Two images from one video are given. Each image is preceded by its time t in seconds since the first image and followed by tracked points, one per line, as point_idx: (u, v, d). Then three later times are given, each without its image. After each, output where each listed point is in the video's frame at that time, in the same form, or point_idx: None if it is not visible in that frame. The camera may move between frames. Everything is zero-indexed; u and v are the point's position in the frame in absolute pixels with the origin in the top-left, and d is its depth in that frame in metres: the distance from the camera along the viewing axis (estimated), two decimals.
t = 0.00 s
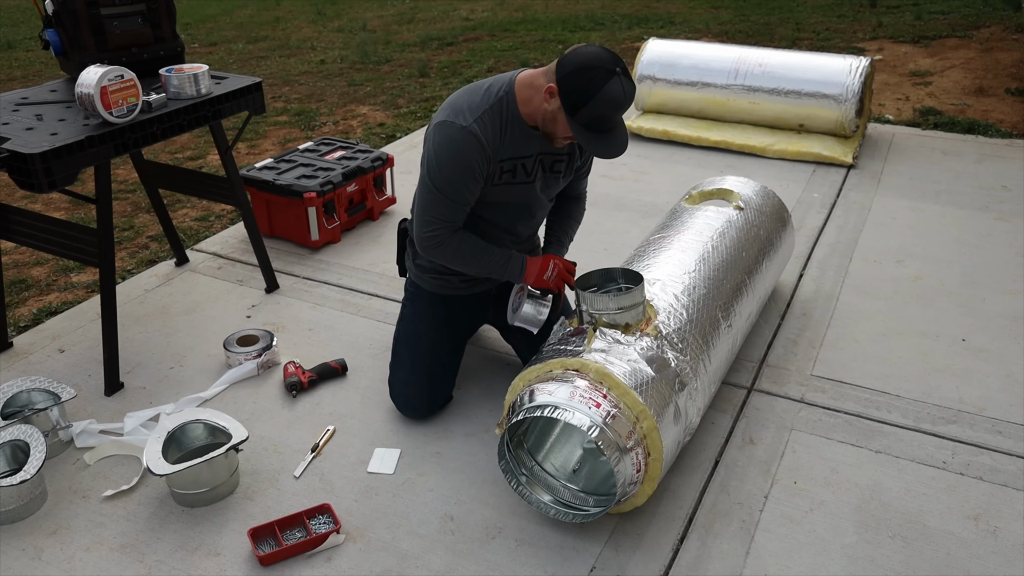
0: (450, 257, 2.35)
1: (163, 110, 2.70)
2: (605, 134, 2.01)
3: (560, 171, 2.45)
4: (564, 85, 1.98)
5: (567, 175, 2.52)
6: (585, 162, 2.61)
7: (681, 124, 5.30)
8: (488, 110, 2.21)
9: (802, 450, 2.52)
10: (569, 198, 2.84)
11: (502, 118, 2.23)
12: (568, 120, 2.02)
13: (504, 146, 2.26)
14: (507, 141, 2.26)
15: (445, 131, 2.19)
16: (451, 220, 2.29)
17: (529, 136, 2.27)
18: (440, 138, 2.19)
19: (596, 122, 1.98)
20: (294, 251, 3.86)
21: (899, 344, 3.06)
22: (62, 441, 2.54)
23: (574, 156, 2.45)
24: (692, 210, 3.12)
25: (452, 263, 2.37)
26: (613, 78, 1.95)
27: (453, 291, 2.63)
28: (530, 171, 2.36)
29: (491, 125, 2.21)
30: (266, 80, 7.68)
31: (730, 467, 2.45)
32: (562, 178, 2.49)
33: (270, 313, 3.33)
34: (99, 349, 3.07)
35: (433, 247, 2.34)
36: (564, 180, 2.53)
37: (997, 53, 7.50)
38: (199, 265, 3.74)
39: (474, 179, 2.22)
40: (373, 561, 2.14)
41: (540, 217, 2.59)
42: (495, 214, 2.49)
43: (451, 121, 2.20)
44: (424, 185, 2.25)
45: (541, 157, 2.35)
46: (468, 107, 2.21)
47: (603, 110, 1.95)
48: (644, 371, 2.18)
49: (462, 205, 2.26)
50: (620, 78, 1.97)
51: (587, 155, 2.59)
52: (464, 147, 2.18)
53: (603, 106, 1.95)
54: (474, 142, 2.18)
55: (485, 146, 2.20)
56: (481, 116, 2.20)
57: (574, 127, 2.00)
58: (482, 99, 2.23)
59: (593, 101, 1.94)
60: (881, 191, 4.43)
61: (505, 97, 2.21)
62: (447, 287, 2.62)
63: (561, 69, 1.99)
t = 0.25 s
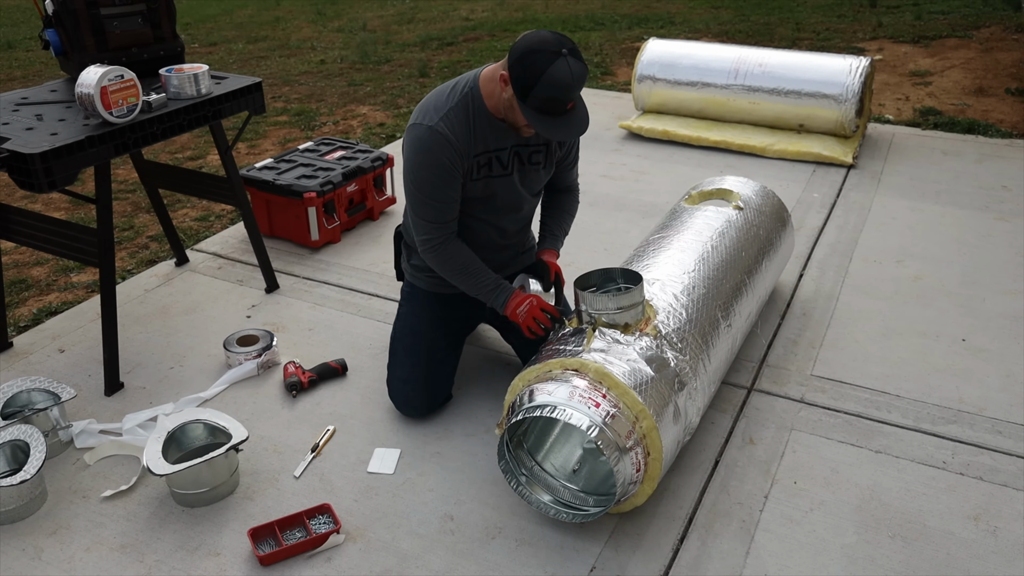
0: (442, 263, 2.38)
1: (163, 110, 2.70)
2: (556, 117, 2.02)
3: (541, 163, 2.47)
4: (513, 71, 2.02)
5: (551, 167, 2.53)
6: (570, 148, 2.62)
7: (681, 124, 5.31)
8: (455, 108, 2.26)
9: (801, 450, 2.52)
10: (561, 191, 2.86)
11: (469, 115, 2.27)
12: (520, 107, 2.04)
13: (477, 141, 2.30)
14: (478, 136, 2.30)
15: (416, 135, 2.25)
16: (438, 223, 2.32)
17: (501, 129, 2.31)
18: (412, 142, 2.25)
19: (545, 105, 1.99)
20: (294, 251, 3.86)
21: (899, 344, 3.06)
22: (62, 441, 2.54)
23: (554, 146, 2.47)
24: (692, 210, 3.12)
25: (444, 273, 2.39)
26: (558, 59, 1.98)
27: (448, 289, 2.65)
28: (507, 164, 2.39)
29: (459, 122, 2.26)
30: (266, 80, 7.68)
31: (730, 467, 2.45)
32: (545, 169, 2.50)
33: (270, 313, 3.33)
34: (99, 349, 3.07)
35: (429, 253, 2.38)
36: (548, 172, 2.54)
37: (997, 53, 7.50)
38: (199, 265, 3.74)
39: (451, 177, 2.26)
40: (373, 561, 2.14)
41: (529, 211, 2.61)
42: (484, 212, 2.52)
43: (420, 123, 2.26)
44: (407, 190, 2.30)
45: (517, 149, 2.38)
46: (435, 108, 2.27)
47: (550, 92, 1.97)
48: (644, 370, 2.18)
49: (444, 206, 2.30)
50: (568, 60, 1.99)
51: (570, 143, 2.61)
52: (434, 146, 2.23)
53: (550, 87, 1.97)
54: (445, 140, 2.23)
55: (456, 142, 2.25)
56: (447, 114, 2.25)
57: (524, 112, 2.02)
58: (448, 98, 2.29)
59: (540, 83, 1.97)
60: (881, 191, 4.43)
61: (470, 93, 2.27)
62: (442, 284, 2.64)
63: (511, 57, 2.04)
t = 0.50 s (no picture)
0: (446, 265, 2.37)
1: (163, 110, 2.70)
2: (536, 100, 2.03)
3: (534, 155, 2.47)
4: (491, 60, 2.04)
5: (545, 159, 2.53)
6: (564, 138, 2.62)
7: (681, 124, 5.31)
8: (443, 104, 2.27)
9: (802, 450, 2.52)
10: (558, 183, 2.84)
11: (457, 109, 2.28)
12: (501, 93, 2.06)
13: (467, 136, 2.31)
14: (468, 131, 2.30)
15: (406, 134, 2.25)
16: (439, 222, 2.32)
17: (490, 123, 2.32)
18: (403, 141, 2.25)
19: (524, 89, 2.01)
20: (294, 251, 3.86)
21: (899, 344, 3.06)
22: (62, 441, 2.54)
23: (546, 138, 2.47)
24: (692, 210, 3.12)
25: (448, 274, 2.38)
26: (533, 41, 1.99)
27: (446, 288, 2.65)
28: (499, 157, 2.40)
29: (448, 118, 2.26)
30: (266, 80, 7.68)
31: (731, 467, 2.45)
32: (540, 161, 2.50)
33: (270, 314, 3.33)
34: (99, 349, 3.07)
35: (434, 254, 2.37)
36: (543, 165, 2.54)
37: (997, 53, 7.50)
38: (199, 265, 3.74)
39: (444, 173, 2.26)
40: (373, 561, 2.14)
41: (524, 205, 2.61)
42: (482, 208, 2.52)
43: (409, 122, 2.26)
44: (404, 190, 2.29)
45: (508, 142, 2.39)
46: (423, 106, 2.28)
47: (527, 76, 1.98)
48: (645, 371, 2.18)
49: (441, 203, 2.29)
50: (543, 41, 2.00)
51: (563, 135, 2.60)
52: (425, 143, 2.23)
53: (527, 71, 1.98)
54: (435, 138, 2.23)
55: (446, 138, 2.25)
56: (436, 110, 2.26)
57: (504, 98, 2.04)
58: (435, 95, 2.29)
59: (516, 69, 1.99)
60: (881, 191, 4.43)
61: (455, 89, 2.28)
62: (440, 284, 2.64)
63: (487, 46, 2.06)
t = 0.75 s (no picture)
0: (435, 262, 2.36)
1: (163, 110, 2.70)
2: (544, 93, 2.04)
3: (536, 155, 2.48)
4: (497, 56, 2.05)
5: (547, 160, 2.54)
6: (568, 140, 2.62)
7: (681, 124, 5.31)
8: (443, 103, 2.27)
9: (802, 450, 2.52)
10: (561, 184, 2.85)
11: (458, 108, 2.29)
12: (507, 87, 2.06)
13: (467, 136, 2.31)
14: (468, 130, 2.31)
15: (404, 131, 2.26)
16: (430, 221, 2.32)
17: (491, 123, 2.33)
18: (401, 138, 2.26)
19: (532, 82, 2.02)
20: (294, 251, 3.86)
21: (899, 344, 3.06)
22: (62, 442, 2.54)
23: (548, 139, 2.49)
24: (693, 210, 3.12)
25: (436, 271, 2.37)
26: (539, 33, 2.01)
27: (446, 288, 2.65)
28: (500, 157, 2.40)
29: (447, 116, 2.27)
30: (266, 80, 7.68)
31: (731, 467, 2.45)
32: (541, 162, 2.51)
33: (270, 314, 3.33)
34: (99, 349, 3.07)
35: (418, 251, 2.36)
36: (545, 165, 2.55)
37: (997, 53, 7.50)
38: (199, 265, 3.74)
39: (441, 172, 2.26)
40: (373, 561, 2.14)
41: (525, 206, 2.61)
42: (479, 209, 2.52)
43: (409, 119, 2.27)
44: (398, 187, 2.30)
45: (509, 142, 2.39)
46: (424, 103, 2.28)
47: (535, 67, 1.99)
48: (645, 371, 2.18)
49: (435, 201, 2.29)
50: (549, 34, 2.02)
51: (567, 136, 2.61)
52: (424, 141, 2.23)
53: (536, 62, 1.99)
54: (433, 135, 2.24)
55: (445, 137, 2.25)
56: (436, 108, 2.26)
57: (512, 92, 2.04)
58: (437, 93, 2.30)
59: (523, 61, 1.99)
60: (881, 191, 4.43)
61: (457, 88, 2.29)
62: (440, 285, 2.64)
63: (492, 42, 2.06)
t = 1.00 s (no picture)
0: (435, 258, 2.35)
1: (163, 110, 2.70)
2: (572, 91, 2.05)
3: (546, 158, 2.48)
4: (522, 54, 2.04)
5: (555, 163, 2.55)
6: (573, 142, 2.63)
7: (681, 124, 5.30)
8: (456, 103, 2.27)
9: (801, 450, 2.52)
10: (564, 187, 2.86)
11: (471, 109, 2.28)
12: (534, 86, 2.05)
13: (478, 137, 2.31)
14: (480, 131, 2.30)
15: (415, 129, 2.26)
16: (434, 219, 2.32)
17: (502, 125, 2.32)
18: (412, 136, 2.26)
19: (561, 79, 2.02)
20: (294, 251, 3.86)
21: (900, 344, 3.06)
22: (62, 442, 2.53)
23: (557, 142, 2.49)
24: (692, 210, 3.12)
25: (435, 266, 2.35)
26: (565, 31, 2.02)
27: (447, 289, 2.64)
28: (510, 159, 2.40)
29: (460, 116, 2.27)
30: (266, 80, 7.68)
31: (730, 467, 2.45)
32: (548, 165, 2.51)
33: (270, 313, 3.33)
34: (99, 349, 3.07)
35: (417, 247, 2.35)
36: (552, 167, 2.56)
37: (997, 53, 7.50)
38: (199, 265, 3.74)
39: (450, 171, 2.27)
40: (373, 561, 2.14)
41: (530, 208, 2.61)
42: (485, 210, 2.52)
43: (421, 118, 2.27)
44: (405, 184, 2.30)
45: (519, 144, 2.39)
46: (437, 102, 2.28)
47: (565, 65, 2.00)
48: (644, 371, 2.18)
49: (441, 200, 2.29)
50: (574, 32, 2.03)
51: (573, 139, 2.61)
52: (435, 141, 2.23)
53: (567, 60, 1.99)
54: (444, 135, 2.24)
55: (457, 137, 2.25)
56: (449, 108, 2.26)
57: (541, 90, 2.04)
58: (450, 92, 2.30)
59: (553, 59, 1.99)
60: (881, 191, 4.43)
61: (470, 88, 2.28)
62: (441, 286, 2.63)
63: (516, 40, 2.05)
